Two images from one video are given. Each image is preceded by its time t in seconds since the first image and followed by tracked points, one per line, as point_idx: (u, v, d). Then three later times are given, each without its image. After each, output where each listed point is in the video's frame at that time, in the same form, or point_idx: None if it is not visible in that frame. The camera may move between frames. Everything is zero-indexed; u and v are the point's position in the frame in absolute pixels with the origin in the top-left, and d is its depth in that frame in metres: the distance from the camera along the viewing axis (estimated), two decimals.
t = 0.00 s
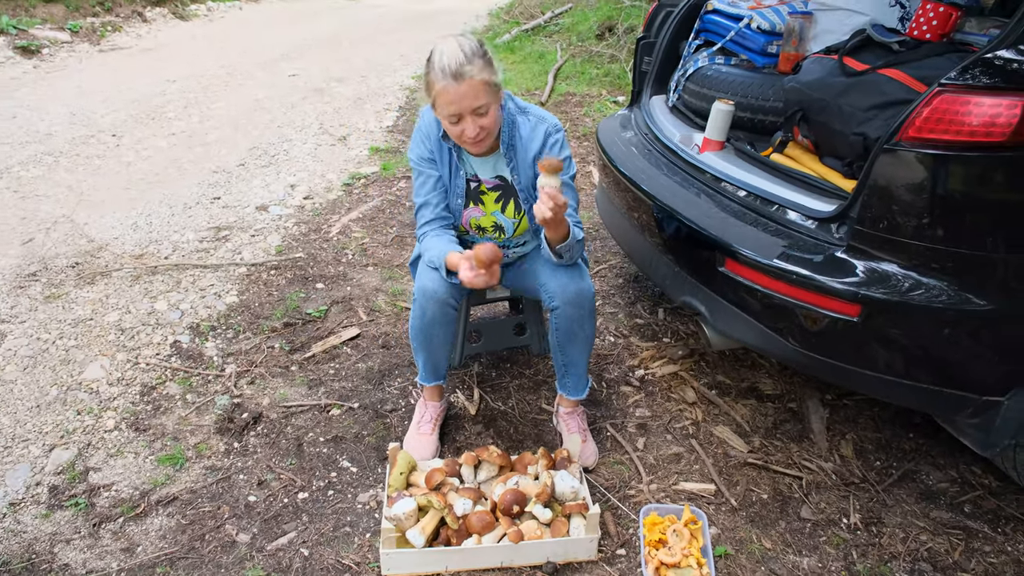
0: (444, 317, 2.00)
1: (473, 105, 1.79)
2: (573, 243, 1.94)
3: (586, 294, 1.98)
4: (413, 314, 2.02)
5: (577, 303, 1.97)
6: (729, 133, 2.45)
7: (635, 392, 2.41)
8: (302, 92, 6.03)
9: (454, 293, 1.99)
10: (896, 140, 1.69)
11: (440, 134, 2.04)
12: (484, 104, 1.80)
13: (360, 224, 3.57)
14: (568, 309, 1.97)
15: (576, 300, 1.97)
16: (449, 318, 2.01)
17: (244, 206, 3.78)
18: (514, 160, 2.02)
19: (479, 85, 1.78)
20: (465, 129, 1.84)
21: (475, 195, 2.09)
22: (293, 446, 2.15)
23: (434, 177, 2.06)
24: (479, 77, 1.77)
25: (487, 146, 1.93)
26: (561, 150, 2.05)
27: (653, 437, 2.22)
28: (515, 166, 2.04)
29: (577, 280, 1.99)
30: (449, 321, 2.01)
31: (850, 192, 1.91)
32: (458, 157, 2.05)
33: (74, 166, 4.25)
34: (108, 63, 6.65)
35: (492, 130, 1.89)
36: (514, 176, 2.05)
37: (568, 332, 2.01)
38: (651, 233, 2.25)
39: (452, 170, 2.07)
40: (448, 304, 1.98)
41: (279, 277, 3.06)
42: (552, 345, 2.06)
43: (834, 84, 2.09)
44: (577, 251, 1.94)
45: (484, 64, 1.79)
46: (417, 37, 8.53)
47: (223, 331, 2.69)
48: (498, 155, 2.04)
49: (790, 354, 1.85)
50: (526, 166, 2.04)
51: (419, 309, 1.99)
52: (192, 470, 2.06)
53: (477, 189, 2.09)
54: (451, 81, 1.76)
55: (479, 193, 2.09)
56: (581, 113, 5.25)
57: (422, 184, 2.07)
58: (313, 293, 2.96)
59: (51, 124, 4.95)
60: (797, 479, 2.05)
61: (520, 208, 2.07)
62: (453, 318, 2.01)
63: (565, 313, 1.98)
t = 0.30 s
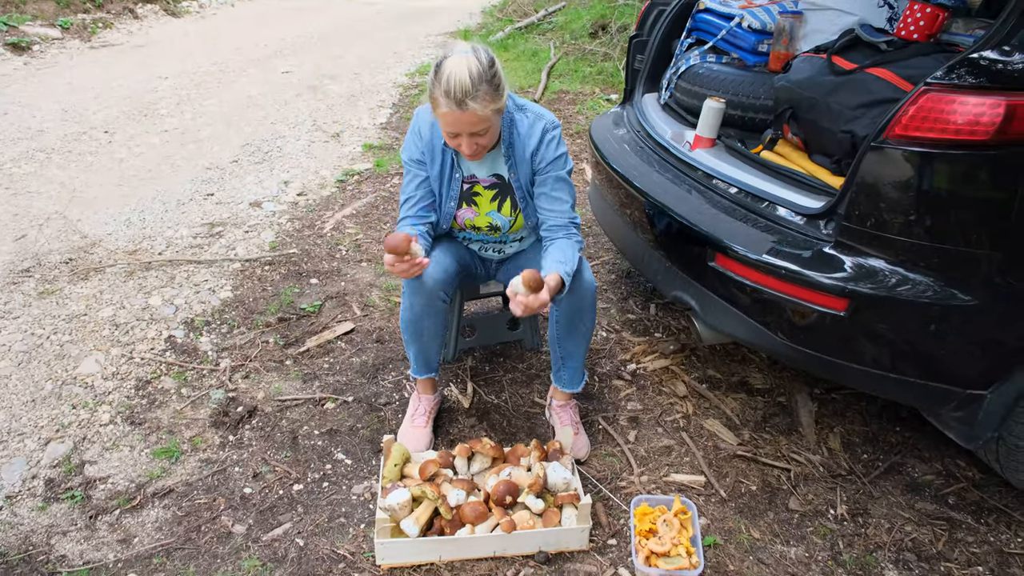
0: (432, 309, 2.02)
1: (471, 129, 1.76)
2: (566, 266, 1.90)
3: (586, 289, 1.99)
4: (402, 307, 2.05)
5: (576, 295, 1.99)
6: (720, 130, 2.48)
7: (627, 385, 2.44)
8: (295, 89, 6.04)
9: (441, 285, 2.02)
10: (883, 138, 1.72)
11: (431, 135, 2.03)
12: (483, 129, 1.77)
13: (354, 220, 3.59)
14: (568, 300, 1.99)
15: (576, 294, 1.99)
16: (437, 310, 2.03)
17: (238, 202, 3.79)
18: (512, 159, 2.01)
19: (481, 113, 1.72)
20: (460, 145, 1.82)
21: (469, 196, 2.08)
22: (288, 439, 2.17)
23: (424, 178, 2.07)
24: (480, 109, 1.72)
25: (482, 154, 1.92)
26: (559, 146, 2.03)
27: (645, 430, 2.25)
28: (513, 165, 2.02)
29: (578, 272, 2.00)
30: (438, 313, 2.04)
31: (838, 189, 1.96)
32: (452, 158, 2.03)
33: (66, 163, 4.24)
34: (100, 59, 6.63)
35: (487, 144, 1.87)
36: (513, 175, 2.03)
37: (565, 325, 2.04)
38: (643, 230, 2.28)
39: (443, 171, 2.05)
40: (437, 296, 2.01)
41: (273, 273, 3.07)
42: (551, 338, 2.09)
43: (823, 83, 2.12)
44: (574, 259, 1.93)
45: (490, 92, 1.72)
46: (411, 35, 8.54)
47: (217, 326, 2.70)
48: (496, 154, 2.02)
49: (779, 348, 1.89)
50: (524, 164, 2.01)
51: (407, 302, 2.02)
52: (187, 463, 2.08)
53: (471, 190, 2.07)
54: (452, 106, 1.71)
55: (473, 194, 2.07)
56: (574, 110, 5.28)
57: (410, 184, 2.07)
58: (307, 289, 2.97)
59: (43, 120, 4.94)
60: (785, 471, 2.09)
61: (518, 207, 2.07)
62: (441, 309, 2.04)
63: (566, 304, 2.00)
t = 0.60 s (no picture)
0: (427, 303, 2.04)
1: (462, 159, 1.70)
2: (529, 325, 1.87)
3: (582, 281, 2.02)
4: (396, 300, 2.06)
5: (574, 288, 2.01)
6: (711, 126, 2.50)
7: (619, 380, 2.47)
8: (293, 86, 6.06)
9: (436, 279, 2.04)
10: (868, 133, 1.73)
11: (411, 160, 2.00)
12: (473, 161, 1.72)
13: (351, 216, 3.61)
14: (566, 293, 2.02)
15: (572, 286, 2.01)
16: (432, 304, 2.05)
17: (236, 197, 3.81)
18: (494, 186, 1.99)
19: (471, 143, 1.67)
20: (449, 175, 1.77)
21: (455, 218, 2.09)
22: (283, 431, 2.20)
23: (406, 202, 2.07)
24: (471, 139, 1.67)
25: (472, 185, 1.87)
26: (540, 177, 1.97)
27: (636, 424, 2.27)
28: (496, 190, 2.00)
29: (574, 264, 2.02)
30: (431, 308, 2.05)
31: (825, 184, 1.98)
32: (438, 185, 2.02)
33: (65, 158, 4.27)
34: (100, 55, 6.65)
35: (477, 175, 1.82)
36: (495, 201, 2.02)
37: (562, 318, 2.06)
38: (635, 226, 2.31)
39: (428, 195, 2.04)
40: (431, 291, 2.03)
41: (270, 268, 3.09)
42: (544, 331, 2.12)
43: (810, 79, 2.14)
44: (539, 311, 1.89)
45: (481, 122, 1.68)
46: (409, 32, 8.56)
47: (214, 320, 2.72)
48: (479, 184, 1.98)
49: (768, 342, 1.91)
50: (505, 192, 1.99)
51: (402, 296, 2.03)
52: (183, 454, 2.10)
53: (456, 213, 2.08)
54: (443, 135, 1.66)
55: (459, 216, 2.08)
56: (571, 108, 5.31)
57: (391, 206, 2.06)
58: (303, 284, 3.00)
59: (42, 116, 4.96)
60: (774, 465, 2.11)
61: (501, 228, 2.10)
62: (435, 303, 2.05)
63: (562, 297, 2.02)
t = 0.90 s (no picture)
0: (429, 296, 2.09)
1: (464, 196, 1.73)
2: (507, 356, 1.94)
3: (582, 275, 2.06)
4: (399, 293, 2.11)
5: (571, 283, 2.06)
6: (711, 124, 2.54)
7: (619, 373, 2.51)
8: (305, 86, 6.14)
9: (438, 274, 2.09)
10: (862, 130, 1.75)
11: (415, 187, 2.00)
12: (476, 197, 1.75)
13: (359, 213, 3.67)
14: (565, 287, 2.06)
15: (572, 281, 2.06)
16: (433, 298, 2.10)
17: (247, 195, 3.88)
18: (494, 216, 1.97)
19: (475, 184, 1.70)
20: (452, 210, 1.79)
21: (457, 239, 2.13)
22: (289, 420, 2.26)
23: (410, 224, 2.09)
24: (474, 179, 1.69)
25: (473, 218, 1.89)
26: (540, 212, 1.94)
27: (634, 416, 2.31)
28: (496, 218, 1.98)
29: (573, 259, 2.06)
30: (433, 301, 2.11)
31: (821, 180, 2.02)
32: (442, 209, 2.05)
33: (82, 156, 4.36)
34: (116, 57, 6.77)
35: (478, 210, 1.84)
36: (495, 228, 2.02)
37: (562, 312, 2.11)
38: (636, 223, 2.35)
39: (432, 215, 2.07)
40: (432, 284, 2.08)
41: (279, 263, 3.16)
42: (545, 324, 2.16)
43: (805, 77, 2.17)
44: (519, 344, 1.94)
45: (484, 162, 1.70)
46: (420, 33, 8.64)
47: (224, 312, 2.79)
48: (479, 216, 1.96)
49: (764, 335, 1.95)
50: (505, 222, 1.98)
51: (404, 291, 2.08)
52: (193, 441, 2.17)
53: (460, 234, 2.10)
54: (448, 175, 1.68)
55: (462, 237, 2.12)
56: (579, 108, 5.35)
57: (394, 226, 2.07)
58: (312, 279, 3.06)
59: (60, 116, 5.07)
60: (770, 457, 2.14)
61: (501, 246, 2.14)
62: (437, 297, 2.10)
63: (562, 290, 2.07)
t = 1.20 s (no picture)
0: (429, 292, 2.13)
1: (459, 204, 1.77)
2: (500, 353, 2.00)
3: (580, 268, 2.11)
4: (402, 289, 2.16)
5: (569, 277, 2.11)
6: (704, 122, 2.59)
7: (612, 365, 2.56)
8: (309, 83, 6.20)
9: (439, 270, 2.14)
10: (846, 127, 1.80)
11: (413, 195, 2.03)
12: (471, 205, 1.79)
13: (360, 208, 3.72)
14: (563, 281, 2.11)
15: (570, 274, 2.10)
16: (434, 293, 2.15)
17: (250, 189, 3.94)
18: (491, 219, 2.01)
19: (469, 192, 1.73)
20: (447, 216, 1.83)
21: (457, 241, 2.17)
22: (288, 407, 2.31)
23: (411, 231, 2.11)
24: (468, 189, 1.72)
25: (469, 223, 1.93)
26: (535, 214, 1.96)
27: (626, 407, 2.36)
28: (493, 222, 2.01)
29: (571, 253, 2.11)
30: (435, 297, 2.15)
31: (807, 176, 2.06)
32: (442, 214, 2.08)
33: (88, 150, 4.42)
34: (122, 52, 6.83)
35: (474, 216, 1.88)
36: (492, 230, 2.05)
37: (560, 304, 2.15)
38: (629, 218, 2.39)
39: (432, 219, 2.10)
40: (434, 279, 2.12)
41: (281, 255, 3.21)
42: (541, 316, 2.21)
43: (793, 75, 2.22)
44: (511, 342, 2.00)
45: (478, 171, 1.73)
46: (424, 31, 8.69)
47: (226, 303, 2.84)
48: (476, 220, 2.00)
49: (753, 328, 1.99)
50: (501, 225, 2.01)
51: (408, 289, 2.12)
52: (194, 427, 2.22)
53: (460, 237, 2.16)
54: (442, 184, 1.71)
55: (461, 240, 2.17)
56: (580, 107, 5.39)
57: (390, 234, 2.09)
58: (312, 271, 3.11)
59: (66, 110, 5.13)
60: (758, 447, 2.19)
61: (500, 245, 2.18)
62: (439, 291, 2.16)
63: (560, 284, 2.11)
